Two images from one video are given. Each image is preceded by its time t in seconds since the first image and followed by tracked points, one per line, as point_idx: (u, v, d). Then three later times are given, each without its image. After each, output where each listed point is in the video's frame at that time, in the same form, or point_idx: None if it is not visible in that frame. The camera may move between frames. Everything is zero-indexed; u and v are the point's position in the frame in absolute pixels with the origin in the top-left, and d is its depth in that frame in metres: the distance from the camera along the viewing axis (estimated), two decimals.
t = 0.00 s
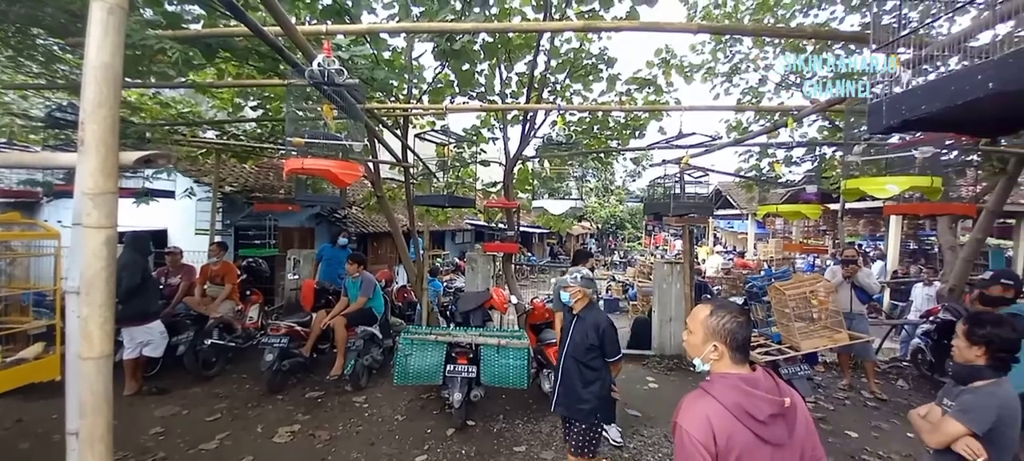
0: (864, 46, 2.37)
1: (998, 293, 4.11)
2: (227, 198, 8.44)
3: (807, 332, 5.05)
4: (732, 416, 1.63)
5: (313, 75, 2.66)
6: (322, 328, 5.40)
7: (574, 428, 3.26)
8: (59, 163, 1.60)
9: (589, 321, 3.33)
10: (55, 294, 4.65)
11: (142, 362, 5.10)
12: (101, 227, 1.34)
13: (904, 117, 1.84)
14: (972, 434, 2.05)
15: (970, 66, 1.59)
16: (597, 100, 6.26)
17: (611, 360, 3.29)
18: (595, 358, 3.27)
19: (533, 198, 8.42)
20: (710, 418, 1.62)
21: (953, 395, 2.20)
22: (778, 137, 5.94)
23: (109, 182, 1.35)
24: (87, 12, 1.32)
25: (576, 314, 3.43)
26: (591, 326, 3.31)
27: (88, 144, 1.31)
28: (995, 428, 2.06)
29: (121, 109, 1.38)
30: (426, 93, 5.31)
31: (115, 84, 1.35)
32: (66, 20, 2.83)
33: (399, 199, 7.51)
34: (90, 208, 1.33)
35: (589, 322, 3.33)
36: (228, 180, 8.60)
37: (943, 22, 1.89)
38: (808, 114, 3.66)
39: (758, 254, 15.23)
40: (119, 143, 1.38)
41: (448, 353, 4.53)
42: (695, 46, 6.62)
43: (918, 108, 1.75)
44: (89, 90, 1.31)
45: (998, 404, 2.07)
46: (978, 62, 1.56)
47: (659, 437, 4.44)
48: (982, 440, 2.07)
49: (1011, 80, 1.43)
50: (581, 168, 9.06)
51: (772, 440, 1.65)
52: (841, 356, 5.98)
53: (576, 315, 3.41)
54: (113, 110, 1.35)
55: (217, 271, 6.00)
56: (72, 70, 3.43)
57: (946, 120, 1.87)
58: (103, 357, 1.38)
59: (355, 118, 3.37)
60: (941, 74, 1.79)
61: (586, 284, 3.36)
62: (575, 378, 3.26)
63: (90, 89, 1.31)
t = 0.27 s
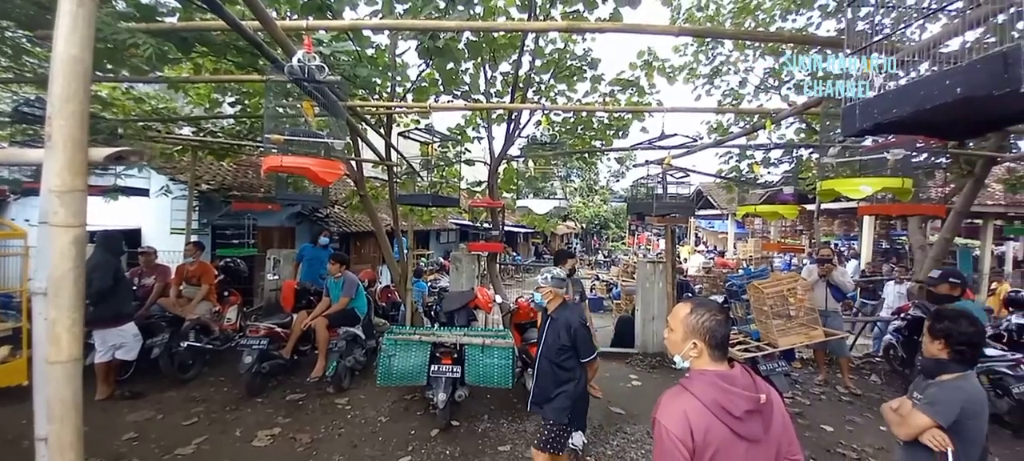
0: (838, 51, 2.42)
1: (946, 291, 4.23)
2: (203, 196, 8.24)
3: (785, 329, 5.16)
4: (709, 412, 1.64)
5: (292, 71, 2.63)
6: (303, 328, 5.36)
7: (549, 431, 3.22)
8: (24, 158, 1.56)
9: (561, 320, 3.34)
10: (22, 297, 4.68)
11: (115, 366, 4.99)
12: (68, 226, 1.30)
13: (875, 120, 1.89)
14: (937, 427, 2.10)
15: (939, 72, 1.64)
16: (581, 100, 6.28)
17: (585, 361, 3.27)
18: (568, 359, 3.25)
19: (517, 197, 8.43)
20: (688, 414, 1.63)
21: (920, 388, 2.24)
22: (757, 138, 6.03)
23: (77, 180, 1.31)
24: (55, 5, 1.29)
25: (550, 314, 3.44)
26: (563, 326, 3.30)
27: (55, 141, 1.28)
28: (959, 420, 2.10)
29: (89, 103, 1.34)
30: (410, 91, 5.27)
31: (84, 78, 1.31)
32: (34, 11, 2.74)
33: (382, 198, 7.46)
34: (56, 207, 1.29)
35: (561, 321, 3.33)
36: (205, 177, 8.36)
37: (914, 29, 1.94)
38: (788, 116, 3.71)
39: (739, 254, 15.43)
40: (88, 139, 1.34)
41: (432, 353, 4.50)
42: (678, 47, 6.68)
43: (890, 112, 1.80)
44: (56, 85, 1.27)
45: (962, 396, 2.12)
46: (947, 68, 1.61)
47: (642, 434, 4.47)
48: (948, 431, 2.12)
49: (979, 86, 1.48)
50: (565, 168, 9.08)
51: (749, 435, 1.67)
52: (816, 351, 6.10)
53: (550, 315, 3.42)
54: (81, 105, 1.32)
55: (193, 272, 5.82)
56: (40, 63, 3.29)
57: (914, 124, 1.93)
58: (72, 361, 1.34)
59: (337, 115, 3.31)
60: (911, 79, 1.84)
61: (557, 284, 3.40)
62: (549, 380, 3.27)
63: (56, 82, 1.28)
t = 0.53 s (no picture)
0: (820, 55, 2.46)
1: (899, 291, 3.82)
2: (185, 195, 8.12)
3: (769, 329, 5.22)
4: (691, 412, 1.66)
5: (278, 69, 2.60)
6: (288, 331, 5.28)
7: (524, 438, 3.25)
8: None
9: (538, 324, 3.35)
10: None
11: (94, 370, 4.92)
12: (44, 226, 1.29)
13: (857, 123, 1.93)
14: (912, 423, 2.15)
15: (918, 76, 1.68)
16: (570, 102, 6.30)
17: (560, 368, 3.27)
18: (543, 365, 3.25)
19: (507, 198, 8.44)
20: (671, 414, 1.65)
21: (898, 384, 2.28)
22: (743, 140, 6.09)
23: (53, 179, 1.30)
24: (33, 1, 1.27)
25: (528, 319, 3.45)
26: (539, 330, 3.31)
27: (31, 139, 1.26)
28: (934, 416, 2.15)
29: (66, 101, 1.33)
30: (399, 91, 5.25)
31: (61, 75, 1.30)
32: (12, 7, 2.69)
33: (370, 198, 7.43)
34: (31, 206, 1.28)
35: (538, 325, 3.34)
36: (188, 176, 8.16)
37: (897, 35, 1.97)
38: (773, 119, 3.75)
39: (725, 254, 15.57)
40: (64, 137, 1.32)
41: (421, 354, 4.48)
42: (666, 49, 6.74)
43: (870, 116, 1.84)
44: (32, 80, 1.26)
45: (937, 392, 2.16)
46: (926, 74, 1.65)
47: (629, 433, 4.50)
48: (924, 427, 2.16)
49: (958, 91, 1.52)
50: (555, 169, 9.11)
51: (731, 433, 1.68)
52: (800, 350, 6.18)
53: (528, 319, 3.43)
54: (58, 102, 1.30)
55: (175, 273, 5.82)
56: (17, 60, 3.20)
57: (895, 127, 1.97)
58: (47, 364, 1.32)
59: (324, 115, 3.29)
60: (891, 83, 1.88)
61: (534, 287, 3.42)
62: (523, 387, 3.27)
63: (33, 78, 1.26)
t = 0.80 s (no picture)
0: (804, 57, 2.49)
1: (857, 287, 3.63)
2: (167, 194, 7.97)
3: (755, 328, 5.27)
4: (673, 411, 1.67)
5: (263, 67, 2.58)
6: (273, 333, 5.21)
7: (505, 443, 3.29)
8: None
9: (516, 326, 3.33)
10: None
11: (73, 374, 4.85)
12: (19, 226, 1.27)
13: (837, 125, 1.96)
14: (890, 420, 2.19)
15: (897, 80, 1.71)
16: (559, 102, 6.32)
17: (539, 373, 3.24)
18: (520, 369, 3.24)
19: (495, 197, 8.44)
20: (653, 414, 1.66)
21: (878, 382, 2.32)
22: (728, 142, 6.15)
23: (27, 178, 1.28)
24: None
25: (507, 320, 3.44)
26: (516, 333, 3.29)
27: (4, 138, 1.24)
28: (913, 413, 2.19)
29: (42, 98, 1.31)
30: (387, 90, 5.22)
31: (36, 72, 1.28)
32: None
33: (358, 198, 7.38)
34: (4, 206, 1.26)
35: (516, 328, 3.32)
36: (169, 176, 8.12)
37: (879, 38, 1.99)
38: (759, 120, 3.78)
39: (713, 254, 15.70)
40: (38, 136, 1.30)
41: (409, 355, 4.46)
42: (653, 51, 6.79)
43: (851, 118, 1.87)
44: (6, 78, 1.24)
45: (916, 390, 2.19)
46: (905, 77, 1.68)
47: (617, 433, 4.52)
48: (902, 424, 2.20)
49: (935, 94, 1.55)
50: (543, 169, 9.13)
51: (712, 431, 1.70)
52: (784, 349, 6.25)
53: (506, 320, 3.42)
54: (33, 100, 1.28)
55: (157, 275, 5.58)
56: None
57: (876, 130, 2.00)
58: (22, 368, 1.30)
59: (310, 113, 3.29)
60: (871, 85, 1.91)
61: (511, 288, 3.40)
62: (501, 393, 3.28)
63: (6, 76, 1.24)
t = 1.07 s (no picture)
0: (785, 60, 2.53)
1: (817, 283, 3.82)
2: (145, 193, 7.76)
3: (738, 326, 5.35)
4: (653, 410, 1.70)
5: (245, 63, 2.56)
6: (254, 335, 5.18)
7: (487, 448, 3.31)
8: None
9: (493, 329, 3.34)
10: None
11: (47, 377, 4.76)
12: None
13: (816, 126, 1.99)
14: (866, 416, 2.24)
15: (873, 81, 1.75)
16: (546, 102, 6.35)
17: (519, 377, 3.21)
18: (498, 373, 3.25)
19: (482, 197, 8.45)
20: (634, 413, 1.68)
21: (854, 379, 2.37)
22: (712, 143, 6.23)
23: None
24: None
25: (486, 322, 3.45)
26: (493, 336, 3.30)
27: None
28: (887, 409, 2.24)
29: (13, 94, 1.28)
30: (373, 88, 5.20)
31: (7, 68, 1.26)
32: None
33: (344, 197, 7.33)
34: None
35: (493, 331, 3.34)
36: (147, 174, 7.76)
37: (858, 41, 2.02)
38: (742, 121, 3.83)
39: (697, 253, 15.85)
40: (4, 133, 1.27)
41: (395, 356, 4.43)
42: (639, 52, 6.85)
43: (829, 119, 1.90)
44: None
45: (890, 387, 2.25)
46: (881, 79, 1.71)
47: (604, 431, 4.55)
48: (877, 419, 2.26)
49: (911, 96, 1.59)
50: (530, 169, 9.16)
51: (691, 429, 1.73)
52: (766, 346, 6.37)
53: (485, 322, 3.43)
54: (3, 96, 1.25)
55: (134, 276, 5.49)
56: None
57: (854, 131, 2.03)
58: None
59: (294, 111, 3.27)
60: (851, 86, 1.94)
61: (489, 290, 3.40)
62: (481, 398, 3.29)
63: None
